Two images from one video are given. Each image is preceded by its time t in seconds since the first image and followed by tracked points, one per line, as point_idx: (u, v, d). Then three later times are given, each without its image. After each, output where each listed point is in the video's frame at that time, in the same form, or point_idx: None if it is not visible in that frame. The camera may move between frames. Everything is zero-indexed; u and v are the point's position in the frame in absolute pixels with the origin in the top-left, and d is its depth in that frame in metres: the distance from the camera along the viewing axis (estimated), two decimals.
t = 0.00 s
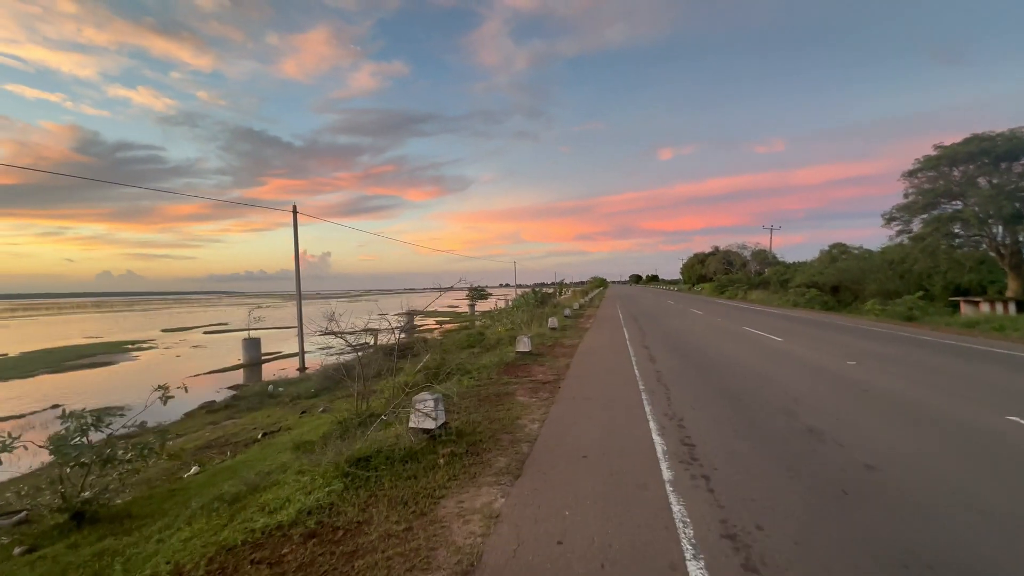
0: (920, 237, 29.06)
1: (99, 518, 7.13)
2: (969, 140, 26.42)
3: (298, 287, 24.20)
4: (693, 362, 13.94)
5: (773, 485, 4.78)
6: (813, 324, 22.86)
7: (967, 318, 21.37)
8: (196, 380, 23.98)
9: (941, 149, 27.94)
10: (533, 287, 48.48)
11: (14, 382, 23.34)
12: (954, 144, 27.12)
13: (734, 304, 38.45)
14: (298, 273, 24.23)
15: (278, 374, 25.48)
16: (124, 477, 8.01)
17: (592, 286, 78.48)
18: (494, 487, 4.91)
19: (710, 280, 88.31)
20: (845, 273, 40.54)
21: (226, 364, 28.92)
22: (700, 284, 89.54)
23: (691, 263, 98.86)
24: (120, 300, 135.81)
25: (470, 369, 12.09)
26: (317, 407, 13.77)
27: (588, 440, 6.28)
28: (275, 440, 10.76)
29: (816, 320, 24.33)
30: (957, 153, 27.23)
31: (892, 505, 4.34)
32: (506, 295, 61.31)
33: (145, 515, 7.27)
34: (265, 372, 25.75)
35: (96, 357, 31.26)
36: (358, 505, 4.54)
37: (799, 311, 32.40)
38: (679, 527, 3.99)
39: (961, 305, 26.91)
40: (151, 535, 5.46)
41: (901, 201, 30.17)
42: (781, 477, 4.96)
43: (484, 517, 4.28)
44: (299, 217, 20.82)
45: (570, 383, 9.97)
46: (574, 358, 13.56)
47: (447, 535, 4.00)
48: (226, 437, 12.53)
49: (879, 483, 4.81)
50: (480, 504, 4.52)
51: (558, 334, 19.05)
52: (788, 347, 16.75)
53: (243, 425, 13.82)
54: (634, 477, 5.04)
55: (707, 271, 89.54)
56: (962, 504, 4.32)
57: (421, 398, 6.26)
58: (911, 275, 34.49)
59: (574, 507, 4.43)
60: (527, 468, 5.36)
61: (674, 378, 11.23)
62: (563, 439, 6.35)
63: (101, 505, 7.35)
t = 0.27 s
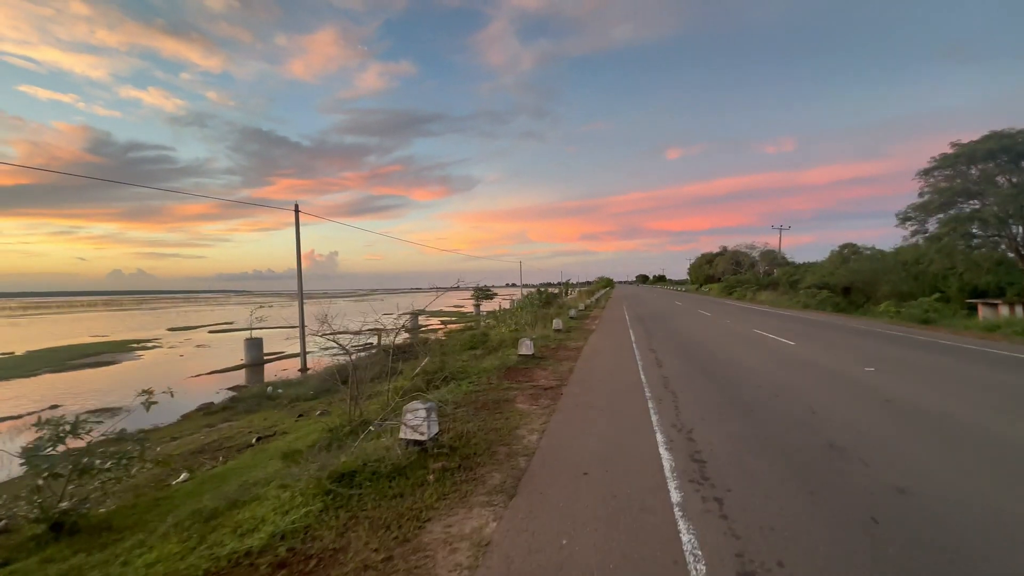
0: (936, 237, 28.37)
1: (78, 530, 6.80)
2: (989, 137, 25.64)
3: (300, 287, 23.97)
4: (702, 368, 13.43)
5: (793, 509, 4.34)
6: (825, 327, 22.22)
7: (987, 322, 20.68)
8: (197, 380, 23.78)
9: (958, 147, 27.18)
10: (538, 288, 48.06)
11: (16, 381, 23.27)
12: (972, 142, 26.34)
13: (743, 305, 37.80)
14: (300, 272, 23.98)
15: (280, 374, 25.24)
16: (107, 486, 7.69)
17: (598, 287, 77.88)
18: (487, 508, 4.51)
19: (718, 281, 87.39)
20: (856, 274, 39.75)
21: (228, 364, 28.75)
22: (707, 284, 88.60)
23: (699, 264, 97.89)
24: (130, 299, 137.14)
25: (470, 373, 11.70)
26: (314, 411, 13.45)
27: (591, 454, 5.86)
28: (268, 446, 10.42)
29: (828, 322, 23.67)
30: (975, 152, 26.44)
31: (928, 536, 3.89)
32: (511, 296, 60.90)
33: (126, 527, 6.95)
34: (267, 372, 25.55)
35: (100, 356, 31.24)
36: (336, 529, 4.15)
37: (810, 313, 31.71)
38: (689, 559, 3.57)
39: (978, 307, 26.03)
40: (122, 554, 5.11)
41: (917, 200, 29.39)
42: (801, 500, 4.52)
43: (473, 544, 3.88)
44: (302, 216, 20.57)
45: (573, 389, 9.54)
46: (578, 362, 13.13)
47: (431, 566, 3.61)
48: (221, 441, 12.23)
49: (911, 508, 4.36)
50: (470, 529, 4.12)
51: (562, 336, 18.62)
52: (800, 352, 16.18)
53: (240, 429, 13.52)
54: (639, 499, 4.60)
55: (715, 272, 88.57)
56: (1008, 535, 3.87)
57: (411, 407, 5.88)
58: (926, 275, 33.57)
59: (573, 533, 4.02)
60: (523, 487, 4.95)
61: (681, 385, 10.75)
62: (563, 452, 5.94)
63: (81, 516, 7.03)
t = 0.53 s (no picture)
0: (934, 240, 28.20)
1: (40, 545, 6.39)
2: (987, 139, 25.52)
3: (291, 288, 23.53)
4: (698, 371, 13.15)
5: (801, 529, 4.01)
6: (822, 329, 22.03)
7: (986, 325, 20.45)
8: (185, 382, 23.32)
9: (956, 149, 27.06)
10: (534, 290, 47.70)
11: None
12: (970, 144, 26.25)
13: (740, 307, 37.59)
14: (291, 273, 23.58)
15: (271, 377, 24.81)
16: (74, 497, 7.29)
17: (594, 289, 77.59)
18: (470, 526, 4.16)
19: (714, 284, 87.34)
20: (853, 277, 39.63)
21: (218, 366, 28.27)
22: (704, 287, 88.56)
23: (695, 266, 97.88)
24: (123, 300, 136.06)
25: (461, 377, 11.37)
26: (301, 415, 13.04)
27: (583, 466, 5.53)
28: (250, 452, 10.02)
29: (825, 325, 23.47)
30: (973, 154, 26.35)
31: (949, 559, 3.57)
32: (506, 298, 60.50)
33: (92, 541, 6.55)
34: (257, 375, 25.07)
35: (87, 358, 30.60)
36: (303, 552, 3.79)
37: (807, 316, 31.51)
38: None
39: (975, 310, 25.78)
40: None
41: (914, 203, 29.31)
42: (809, 518, 4.19)
43: (452, 570, 3.53)
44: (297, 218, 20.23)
45: (565, 394, 9.19)
46: (573, 365, 12.82)
47: None
48: (203, 447, 11.83)
49: (928, 526, 4.04)
50: (450, 552, 3.77)
51: (557, 338, 18.33)
52: (797, 354, 15.95)
53: (224, 434, 13.11)
54: (635, 519, 4.24)
55: (711, 274, 88.54)
56: None
57: (394, 415, 5.61)
58: (923, 278, 33.46)
59: (563, 556, 3.67)
60: (511, 503, 4.60)
61: (678, 390, 10.45)
62: (554, 464, 5.60)
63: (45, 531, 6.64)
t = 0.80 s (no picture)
0: (936, 243, 27.88)
1: None
2: (989, 141, 25.25)
3: (282, 289, 23.00)
4: (700, 376, 12.69)
5: (828, 565, 3.54)
6: (822, 333, 21.66)
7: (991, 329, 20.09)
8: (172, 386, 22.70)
9: (958, 150, 26.79)
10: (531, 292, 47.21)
11: None
12: (972, 146, 26.00)
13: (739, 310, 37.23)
14: (282, 274, 23.05)
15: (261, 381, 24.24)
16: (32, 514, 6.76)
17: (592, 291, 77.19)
18: (453, 561, 3.67)
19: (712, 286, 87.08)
20: (852, 279, 39.35)
21: (208, 369, 27.64)
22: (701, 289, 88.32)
23: (693, 268, 97.61)
24: (117, 300, 134.90)
25: (453, 384, 10.87)
26: (287, 422, 12.50)
27: (581, 486, 5.05)
28: (229, 463, 9.48)
29: (826, 328, 23.11)
30: (975, 156, 26.11)
31: None
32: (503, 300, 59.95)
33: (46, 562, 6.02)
34: (248, 378, 24.48)
35: (74, 360, 29.90)
36: None
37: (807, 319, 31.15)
38: None
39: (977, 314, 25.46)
40: None
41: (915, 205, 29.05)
42: (837, 552, 3.71)
43: None
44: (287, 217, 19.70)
45: (561, 402, 8.70)
46: (570, 370, 12.34)
47: None
48: (183, 456, 11.29)
49: (972, 561, 3.58)
50: None
51: (553, 342, 17.87)
52: (799, 358, 15.54)
53: (206, 442, 12.57)
54: (639, 551, 3.77)
55: (709, 277, 88.32)
56: None
57: (374, 428, 5.18)
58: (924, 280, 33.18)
59: None
60: (500, 531, 4.11)
61: (680, 396, 9.99)
62: (549, 483, 5.11)
63: None
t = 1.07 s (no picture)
0: (938, 243, 27.58)
1: None
2: (992, 140, 25.00)
3: (275, 289, 22.62)
4: (701, 379, 12.32)
5: None
6: (824, 335, 21.32)
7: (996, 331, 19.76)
8: (164, 388, 22.34)
9: (959, 150, 26.54)
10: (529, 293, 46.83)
11: None
12: (975, 145, 25.71)
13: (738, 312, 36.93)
14: (276, 274, 22.68)
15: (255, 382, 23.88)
16: None
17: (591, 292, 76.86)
18: None
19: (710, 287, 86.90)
20: (852, 280, 39.09)
21: (201, 370, 27.27)
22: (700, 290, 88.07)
23: (691, 269, 97.40)
24: (114, 300, 134.43)
25: (446, 388, 10.48)
26: (275, 426, 12.10)
27: (576, 503, 4.67)
28: (211, 470, 9.08)
29: (826, 329, 22.82)
30: (977, 156, 25.82)
31: None
32: (502, 300, 59.56)
33: None
34: (240, 380, 24.07)
35: (65, 362, 29.44)
36: None
37: (808, 320, 30.83)
38: None
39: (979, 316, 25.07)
40: None
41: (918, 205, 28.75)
42: None
43: None
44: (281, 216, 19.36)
45: (558, 408, 8.31)
46: (567, 373, 11.95)
47: None
48: (166, 462, 10.91)
49: None
50: None
51: (551, 344, 17.50)
52: (801, 360, 15.20)
53: (192, 447, 12.18)
54: None
55: (708, 277, 88.05)
56: None
57: (353, 440, 4.78)
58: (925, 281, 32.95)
59: None
60: (486, 556, 3.73)
61: (681, 399, 9.61)
62: (541, 500, 4.74)
63: None
